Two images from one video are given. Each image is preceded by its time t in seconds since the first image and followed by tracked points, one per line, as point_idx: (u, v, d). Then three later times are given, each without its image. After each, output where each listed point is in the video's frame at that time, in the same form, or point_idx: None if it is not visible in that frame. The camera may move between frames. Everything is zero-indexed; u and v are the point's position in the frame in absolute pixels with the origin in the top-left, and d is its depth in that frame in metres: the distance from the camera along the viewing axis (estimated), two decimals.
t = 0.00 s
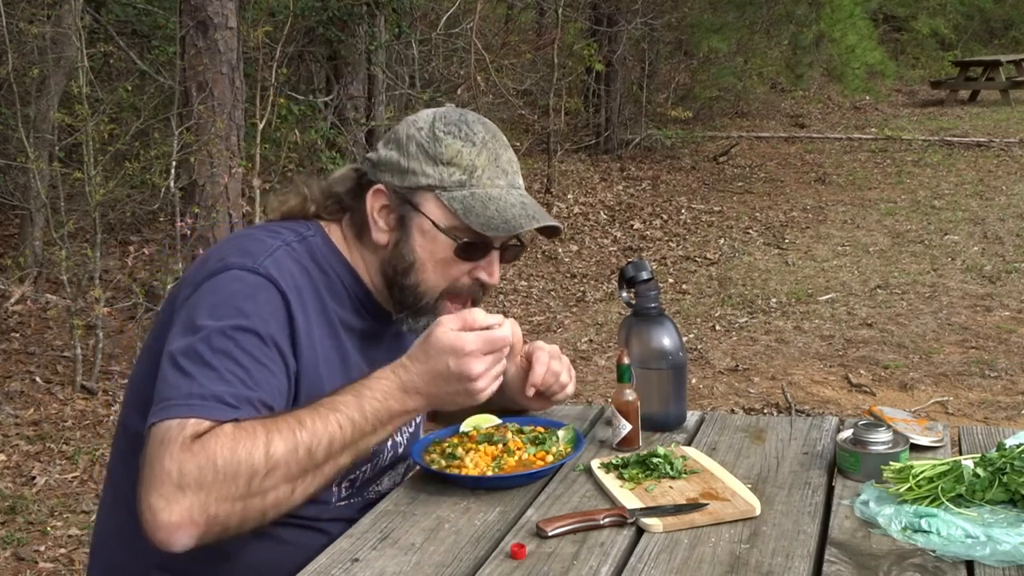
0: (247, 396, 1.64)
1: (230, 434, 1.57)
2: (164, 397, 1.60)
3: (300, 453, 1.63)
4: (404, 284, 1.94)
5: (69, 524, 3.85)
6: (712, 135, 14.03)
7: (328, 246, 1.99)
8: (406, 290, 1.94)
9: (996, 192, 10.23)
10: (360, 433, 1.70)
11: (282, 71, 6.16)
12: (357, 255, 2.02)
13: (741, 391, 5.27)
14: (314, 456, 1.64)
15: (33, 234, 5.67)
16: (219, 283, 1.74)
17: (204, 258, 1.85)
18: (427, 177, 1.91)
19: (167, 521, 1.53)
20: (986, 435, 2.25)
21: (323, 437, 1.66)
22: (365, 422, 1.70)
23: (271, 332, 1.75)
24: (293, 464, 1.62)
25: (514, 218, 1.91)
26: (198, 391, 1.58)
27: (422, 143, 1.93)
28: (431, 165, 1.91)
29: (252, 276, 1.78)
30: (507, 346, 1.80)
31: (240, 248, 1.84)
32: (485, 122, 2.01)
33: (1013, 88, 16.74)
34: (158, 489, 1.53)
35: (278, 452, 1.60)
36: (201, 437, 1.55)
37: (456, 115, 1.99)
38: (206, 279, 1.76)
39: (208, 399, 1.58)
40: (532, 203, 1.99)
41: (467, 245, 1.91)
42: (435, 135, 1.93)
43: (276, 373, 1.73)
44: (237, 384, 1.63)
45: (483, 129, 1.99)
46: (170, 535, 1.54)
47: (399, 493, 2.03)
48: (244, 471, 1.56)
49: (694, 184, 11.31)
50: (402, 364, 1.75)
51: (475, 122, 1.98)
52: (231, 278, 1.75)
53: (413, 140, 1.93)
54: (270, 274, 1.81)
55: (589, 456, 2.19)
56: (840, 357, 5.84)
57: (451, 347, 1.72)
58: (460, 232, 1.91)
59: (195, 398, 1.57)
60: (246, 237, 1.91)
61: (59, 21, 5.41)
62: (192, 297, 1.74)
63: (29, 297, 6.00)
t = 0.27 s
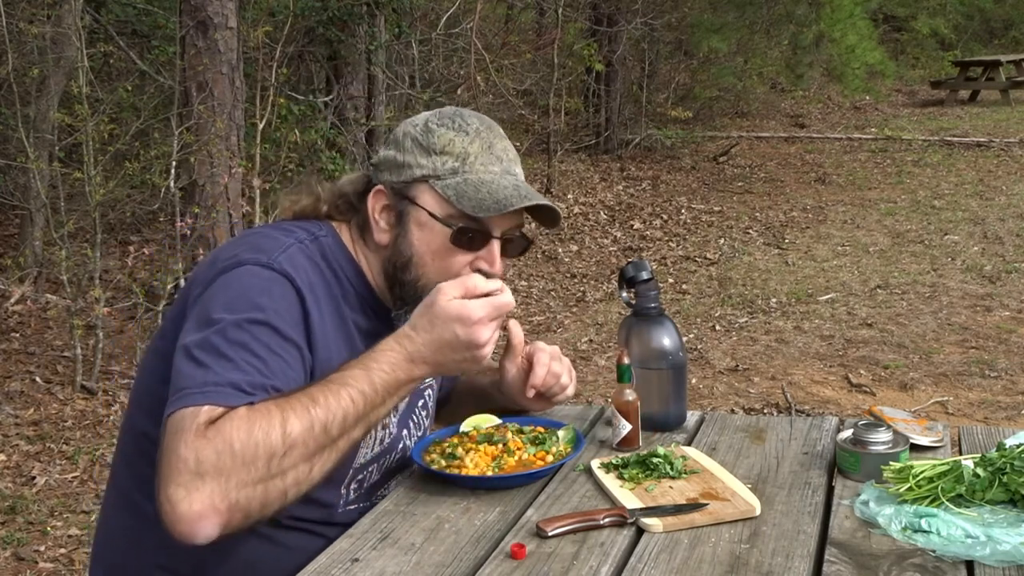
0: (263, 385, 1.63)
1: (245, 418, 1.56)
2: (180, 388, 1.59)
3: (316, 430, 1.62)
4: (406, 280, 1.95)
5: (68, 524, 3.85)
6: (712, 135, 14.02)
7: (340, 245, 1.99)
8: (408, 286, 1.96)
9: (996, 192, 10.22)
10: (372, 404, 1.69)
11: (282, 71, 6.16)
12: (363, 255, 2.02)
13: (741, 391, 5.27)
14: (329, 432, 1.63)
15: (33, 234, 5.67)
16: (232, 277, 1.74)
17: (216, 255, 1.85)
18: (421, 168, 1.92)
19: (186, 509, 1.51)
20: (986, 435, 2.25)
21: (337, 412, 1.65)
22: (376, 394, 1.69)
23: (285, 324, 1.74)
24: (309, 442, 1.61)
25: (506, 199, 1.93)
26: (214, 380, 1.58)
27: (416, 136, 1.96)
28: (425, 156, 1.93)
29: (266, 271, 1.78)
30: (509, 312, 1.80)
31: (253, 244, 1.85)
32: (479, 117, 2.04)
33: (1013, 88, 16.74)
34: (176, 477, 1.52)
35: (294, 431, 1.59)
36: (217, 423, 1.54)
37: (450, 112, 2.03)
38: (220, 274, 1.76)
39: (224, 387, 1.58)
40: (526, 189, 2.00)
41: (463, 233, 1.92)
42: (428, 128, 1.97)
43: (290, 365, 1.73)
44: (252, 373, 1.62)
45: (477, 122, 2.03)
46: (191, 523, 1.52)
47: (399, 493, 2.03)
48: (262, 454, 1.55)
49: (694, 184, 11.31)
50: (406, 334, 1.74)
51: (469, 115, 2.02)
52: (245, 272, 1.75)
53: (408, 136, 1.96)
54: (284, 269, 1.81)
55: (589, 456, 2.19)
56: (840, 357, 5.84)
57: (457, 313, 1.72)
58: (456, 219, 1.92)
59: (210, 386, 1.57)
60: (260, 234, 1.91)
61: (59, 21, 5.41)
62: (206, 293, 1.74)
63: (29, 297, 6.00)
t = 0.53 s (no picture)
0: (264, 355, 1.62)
1: (241, 374, 1.53)
2: (181, 358, 1.58)
3: (313, 382, 1.57)
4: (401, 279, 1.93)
5: (69, 524, 3.85)
6: (712, 135, 14.02)
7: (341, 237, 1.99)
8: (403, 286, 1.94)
9: (996, 192, 10.22)
10: (372, 358, 1.63)
11: (282, 71, 6.16)
12: (358, 249, 2.00)
13: (741, 391, 5.27)
14: (326, 381, 1.57)
15: (33, 234, 5.67)
16: (235, 260, 1.76)
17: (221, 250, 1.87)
18: (411, 167, 1.91)
19: (187, 467, 1.46)
20: (986, 435, 2.25)
21: (335, 366, 1.60)
22: (376, 348, 1.64)
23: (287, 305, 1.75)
24: (307, 392, 1.56)
25: (494, 196, 1.91)
26: (213, 345, 1.58)
27: (406, 136, 1.94)
28: (414, 155, 1.92)
29: (268, 254, 1.80)
30: (504, 258, 1.74)
31: (256, 235, 1.87)
32: (469, 112, 2.03)
33: (1014, 88, 16.74)
34: (177, 435, 1.49)
35: (289, 381, 1.55)
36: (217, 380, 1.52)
37: (440, 110, 2.02)
38: (223, 259, 1.78)
39: (224, 352, 1.57)
40: (517, 184, 1.98)
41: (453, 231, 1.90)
42: (417, 127, 1.95)
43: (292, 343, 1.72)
44: (251, 339, 1.62)
45: (466, 118, 2.01)
46: (190, 481, 1.46)
47: (398, 493, 2.03)
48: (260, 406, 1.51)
49: (694, 184, 11.31)
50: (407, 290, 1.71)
51: (458, 113, 2.00)
52: (247, 255, 1.77)
53: (399, 135, 1.95)
54: (286, 254, 1.83)
55: (589, 456, 2.20)
56: (840, 356, 5.84)
57: (451, 256, 1.67)
58: (446, 217, 1.90)
59: (210, 351, 1.56)
60: (264, 226, 1.93)
61: (59, 21, 5.40)
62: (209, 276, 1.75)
63: (29, 297, 6.00)
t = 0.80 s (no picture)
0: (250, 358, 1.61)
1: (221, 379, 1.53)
2: (168, 362, 1.58)
3: (293, 386, 1.56)
4: (393, 265, 1.93)
5: (69, 524, 3.85)
6: (712, 135, 14.02)
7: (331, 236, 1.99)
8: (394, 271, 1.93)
9: (996, 192, 10.22)
10: (356, 364, 1.62)
11: (282, 71, 6.16)
12: (352, 240, 2.03)
13: (741, 391, 5.27)
14: (305, 386, 1.56)
15: (33, 234, 5.67)
16: (224, 263, 1.75)
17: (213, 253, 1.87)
18: (404, 154, 1.93)
19: (167, 473, 1.47)
20: (986, 435, 2.25)
21: (317, 370, 1.59)
22: (360, 352, 1.62)
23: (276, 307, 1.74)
24: (286, 398, 1.54)
25: (486, 180, 1.92)
26: (197, 350, 1.57)
27: (399, 123, 1.97)
28: (408, 142, 1.94)
29: (258, 255, 1.79)
30: (490, 248, 1.75)
31: (246, 236, 1.86)
32: (463, 103, 2.05)
33: (1014, 88, 16.74)
34: (159, 441, 1.49)
35: (267, 386, 1.54)
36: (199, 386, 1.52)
37: (434, 100, 2.04)
38: (214, 262, 1.78)
39: (207, 356, 1.56)
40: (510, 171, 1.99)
41: (446, 215, 1.91)
42: (411, 116, 1.98)
43: (280, 344, 1.71)
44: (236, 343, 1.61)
45: (460, 108, 2.03)
46: (170, 488, 1.46)
47: (399, 494, 2.03)
48: (239, 410, 1.50)
49: (694, 184, 11.31)
50: (396, 297, 1.70)
51: (453, 103, 2.03)
52: (237, 258, 1.76)
53: (393, 124, 1.97)
54: (275, 255, 1.82)
55: (589, 456, 2.19)
56: (840, 357, 5.84)
57: (435, 258, 1.67)
58: (439, 201, 1.91)
59: (195, 356, 1.56)
60: (255, 227, 1.93)
61: (59, 21, 5.40)
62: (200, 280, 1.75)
63: (29, 297, 6.00)
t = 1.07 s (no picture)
0: (244, 409, 1.59)
1: (234, 457, 1.52)
2: (161, 412, 1.55)
3: (308, 476, 1.57)
4: (368, 246, 1.95)
5: (69, 524, 3.85)
6: (712, 135, 14.02)
7: (316, 246, 1.96)
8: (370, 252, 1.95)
9: (996, 192, 10.22)
10: (373, 458, 1.62)
11: (282, 71, 6.16)
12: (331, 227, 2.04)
13: (741, 391, 5.27)
14: (321, 481, 1.57)
15: (33, 234, 5.67)
16: (206, 289, 1.68)
17: (190, 266, 1.79)
18: (378, 136, 1.95)
19: (167, 542, 1.49)
20: (986, 435, 2.25)
21: (332, 460, 1.59)
22: (378, 448, 1.63)
23: (263, 340, 1.69)
24: (303, 489, 1.56)
25: (457, 157, 1.92)
26: (197, 407, 1.54)
27: (374, 107, 1.99)
28: (382, 125, 1.96)
29: (240, 280, 1.72)
30: (518, 358, 1.72)
31: (226, 254, 1.79)
32: (439, 87, 2.05)
33: (1014, 88, 16.73)
34: (162, 508, 1.49)
35: (284, 475, 1.55)
36: (201, 456, 1.51)
37: (410, 85, 2.05)
38: (194, 285, 1.70)
39: (204, 415, 1.54)
40: (483, 151, 1.98)
41: (419, 193, 1.94)
42: (385, 99, 1.99)
43: (269, 380, 1.67)
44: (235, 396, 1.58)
45: (436, 91, 2.03)
46: (176, 552, 1.49)
47: (398, 493, 2.03)
48: (249, 493, 1.51)
49: (694, 184, 11.31)
50: (417, 392, 1.68)
51: (428, 87, 2.04)
52: (220, 283, 1.69)
53: (367, 108, 1.99)
54: (259, 279, 1.76)
55: (589, 456, 2.19)
56: (840, 357, 5.84)
57: (464, 367, 1.65)
58: (412, 180, 1.94)
59: (191, 413, 1.53)
60: (234, 242, 1.85)
61: (59, 21, 5.40)
62: (181, 305, 1.69)
63: (29, 297, 6.00)
